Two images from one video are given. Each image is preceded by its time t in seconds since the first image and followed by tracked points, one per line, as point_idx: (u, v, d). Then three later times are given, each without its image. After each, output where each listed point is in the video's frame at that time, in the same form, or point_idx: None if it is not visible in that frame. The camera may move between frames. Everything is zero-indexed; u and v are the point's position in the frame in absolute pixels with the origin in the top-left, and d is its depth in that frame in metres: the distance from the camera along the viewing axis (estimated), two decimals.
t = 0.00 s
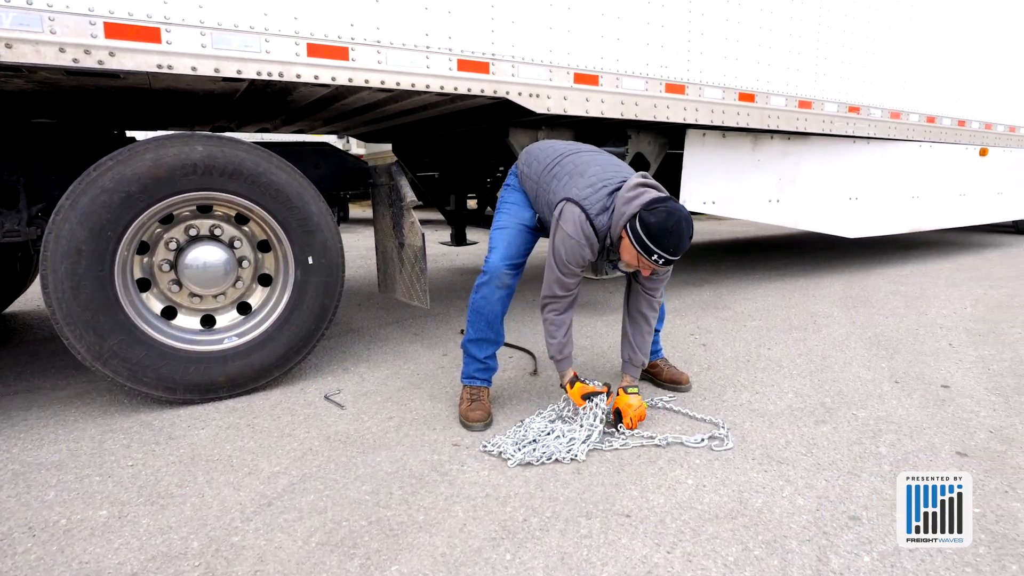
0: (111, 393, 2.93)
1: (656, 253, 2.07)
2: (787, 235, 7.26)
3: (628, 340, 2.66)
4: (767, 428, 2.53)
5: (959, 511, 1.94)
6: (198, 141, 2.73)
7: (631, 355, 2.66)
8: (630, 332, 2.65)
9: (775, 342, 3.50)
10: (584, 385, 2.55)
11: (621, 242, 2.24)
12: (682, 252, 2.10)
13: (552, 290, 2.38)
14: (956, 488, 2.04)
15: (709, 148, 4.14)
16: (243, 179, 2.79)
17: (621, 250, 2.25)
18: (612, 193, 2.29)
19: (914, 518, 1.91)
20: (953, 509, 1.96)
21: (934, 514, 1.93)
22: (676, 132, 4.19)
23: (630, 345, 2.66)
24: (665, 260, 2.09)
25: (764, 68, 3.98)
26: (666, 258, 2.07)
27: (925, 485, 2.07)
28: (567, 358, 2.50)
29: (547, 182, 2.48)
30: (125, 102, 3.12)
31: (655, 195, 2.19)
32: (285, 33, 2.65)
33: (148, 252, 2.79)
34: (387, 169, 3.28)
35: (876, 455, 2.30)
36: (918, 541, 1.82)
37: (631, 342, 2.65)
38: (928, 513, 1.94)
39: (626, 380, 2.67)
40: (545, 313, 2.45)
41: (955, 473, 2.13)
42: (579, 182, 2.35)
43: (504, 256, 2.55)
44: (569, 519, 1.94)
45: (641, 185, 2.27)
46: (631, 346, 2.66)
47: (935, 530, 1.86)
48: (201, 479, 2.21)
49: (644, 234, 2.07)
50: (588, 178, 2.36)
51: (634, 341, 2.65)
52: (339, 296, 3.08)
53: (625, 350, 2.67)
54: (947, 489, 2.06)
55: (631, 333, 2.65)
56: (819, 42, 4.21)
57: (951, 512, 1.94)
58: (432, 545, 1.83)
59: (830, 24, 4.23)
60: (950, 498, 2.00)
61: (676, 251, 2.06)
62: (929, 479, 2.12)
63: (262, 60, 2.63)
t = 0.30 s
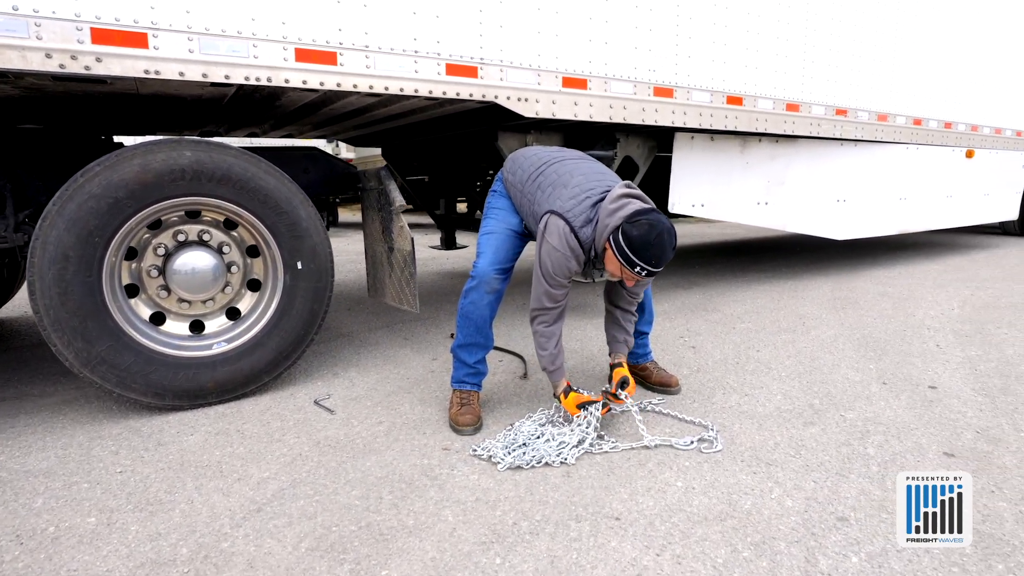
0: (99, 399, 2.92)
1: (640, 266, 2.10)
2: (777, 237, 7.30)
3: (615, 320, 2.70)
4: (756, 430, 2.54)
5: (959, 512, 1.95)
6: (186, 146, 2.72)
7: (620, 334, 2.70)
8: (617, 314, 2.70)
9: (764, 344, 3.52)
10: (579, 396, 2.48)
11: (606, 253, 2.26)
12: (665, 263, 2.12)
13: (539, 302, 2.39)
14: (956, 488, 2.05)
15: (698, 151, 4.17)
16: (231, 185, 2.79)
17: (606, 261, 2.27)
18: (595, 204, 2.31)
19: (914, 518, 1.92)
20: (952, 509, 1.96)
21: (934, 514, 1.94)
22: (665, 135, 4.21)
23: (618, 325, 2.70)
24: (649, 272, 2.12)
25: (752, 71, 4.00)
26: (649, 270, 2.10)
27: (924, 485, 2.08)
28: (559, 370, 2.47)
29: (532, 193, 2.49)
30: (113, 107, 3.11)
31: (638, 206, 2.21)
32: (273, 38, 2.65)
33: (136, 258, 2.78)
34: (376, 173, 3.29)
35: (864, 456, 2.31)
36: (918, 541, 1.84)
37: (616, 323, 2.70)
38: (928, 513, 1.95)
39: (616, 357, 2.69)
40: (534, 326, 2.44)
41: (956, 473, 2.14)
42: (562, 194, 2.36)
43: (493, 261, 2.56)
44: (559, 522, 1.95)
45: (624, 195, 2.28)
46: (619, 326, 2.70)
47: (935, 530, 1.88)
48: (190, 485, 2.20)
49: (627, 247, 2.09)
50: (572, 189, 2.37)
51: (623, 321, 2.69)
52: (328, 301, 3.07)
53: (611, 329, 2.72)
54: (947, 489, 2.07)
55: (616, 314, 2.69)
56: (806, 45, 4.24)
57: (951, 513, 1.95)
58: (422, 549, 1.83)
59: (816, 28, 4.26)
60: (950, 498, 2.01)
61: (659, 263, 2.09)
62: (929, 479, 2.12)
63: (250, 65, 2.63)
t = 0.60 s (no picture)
0: (89, 405, 2.92)
1: (631, 258, 2.12)
2: (768, 239, 7.34)
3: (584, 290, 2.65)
4: (746, 432, 2.54)
5: (958, 512, 1.94)
6: (176, 152, 2.72)
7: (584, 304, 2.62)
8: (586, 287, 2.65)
9: (753, 346, 3.54)
10: (566, 379, 2.41)
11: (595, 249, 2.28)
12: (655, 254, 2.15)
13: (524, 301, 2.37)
14: (956, 488, 2.05)
15: (687, 154, 4.19)
16: (220, 190, 2.79)
17: (596, 257, 2.30)
18: (581, 202, 2.34)
19: (914, 518, 1.93)
20: (952, 509, 1.95)
21: (933, 514, 1.94)
22: (655, 138, 4.24)
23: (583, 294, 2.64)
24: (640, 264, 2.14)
25: (740, 75, 4.03)
26: (641, 262, 2.12)
27: (925, 485, 2.09)
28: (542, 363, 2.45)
29: (516, 195, 2.51)
30: (102, 113, 3.11)
31: (624, 201, 2.25)
32: (262, 43, 2.65)
33: (126, 263, 2.78)
34: (365, 178, 3.29)
35: (854, 457, 2.32)
36: (918, 541, 1.84)
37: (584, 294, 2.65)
38: (928, 513, 1.95)
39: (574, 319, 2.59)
40: (511, 323, 2.40)
41: (956, 473, 2.14)
42: (548, 194, 2.39)
43: (483, 270, 2.57)
44: (549, 526, 1.94)
45: (608, 192, 2.32)
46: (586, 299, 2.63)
47: (935, 530, 1.88)
48: (180, 491, 2.20)
49: (618, 240, 2.12)
50: (556, 189, 2.40)
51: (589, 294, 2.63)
52: (318, 305, 3.08)
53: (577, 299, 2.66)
54: (947, 489, 2.07)
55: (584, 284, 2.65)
56: (794, 48, 4.28)
57: (951, 512, 1.94)
58: (412, 554, 1.83)
59: (804, 31, 4.29)
60: (950, 498, 2.00)
61: (650, 255, 2.12)
62: (930, 479, 2.13)
63: (239, 70, 2.63)
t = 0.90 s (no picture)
0: (82, 412, 2.92)
1: (624, 205, 2.13)
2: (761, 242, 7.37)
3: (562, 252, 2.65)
4: (738, 435, 2.55)
5: (958, 511, 1.97)
6: (167, 157, 2.72)
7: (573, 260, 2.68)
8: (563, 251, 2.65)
9: (746, 349, 3.56)
10: (540, 323, 2.46)
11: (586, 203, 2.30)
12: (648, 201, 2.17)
13: (512, 250, 2.39)
14: (956, 488, 2.08)
15: (678, 157, 4.21)
16: (212, 195, 2.79)
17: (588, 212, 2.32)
18: (568, 161, 2.38)
19: (914, 518, 1.94)
20: (952, 509, 1.98)
21: (934, 513, 1.95)
22: (646, 142, 4.26)
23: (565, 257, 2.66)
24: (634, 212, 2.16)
25: (731, 78, 4.05)
26: (634, 210, 2.14)
27: (925, 485, 2.11)
28: (522, 306, 2.50)
29: (502, 165, 2.56)
30: (94, 119, 3.11)
31: (611, 153, 2.28)
32: (254, 49, 2.66)
33: (117, 269, 2.77)
34: (357, 183, 3.30)
35: (846, 460, 2.33)
36: (918, 541, 1.85)
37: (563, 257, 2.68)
38: (928, 512, 1.96)
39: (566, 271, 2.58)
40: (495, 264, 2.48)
41: (955, 474, 2.18)
42: (534, 158, 2.43)
43: (470, 270, 2.58)
44: (542, 530, 1.94)
45: (594, 148, 2.36)
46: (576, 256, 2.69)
47: (935, 530, 1.89)
48: (172, 497, 2.20)
49: (610, 189, 2.14)
50: (542, 152, 2.44)
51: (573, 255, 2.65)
52: (311, 310, 3.08)
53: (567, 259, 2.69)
54: (947, 489, 2.10)
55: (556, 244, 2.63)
56: (784, 52, 4.31)
57: (951, 513, 1.96)
58: (406, 559, 1.83)
59: (793, 35, 4.32)
60: (950, 498, 2.02)
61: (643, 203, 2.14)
62: (930, 479, 2.15)
63: (231, 76, 2.63)
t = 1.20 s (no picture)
0: (76, 417, 2.92)
1: (618, 131, 2.21)
2: (755, 243, 7.40)
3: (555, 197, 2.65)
4: (733, 437, 2.56)
5: (958, 511, 1.97)
6: (161, 162, 2.72)
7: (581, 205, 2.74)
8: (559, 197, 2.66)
9: (740, 351, 3.57)
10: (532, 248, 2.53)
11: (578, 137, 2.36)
12: (640, 129, 2.25)
13: (501, 184, 2.41)
14: (956, 488, 2.07)
15: (672, 159, 4.22)
16: (207, 200, 2.79)
17: (581, 145, 2.38)
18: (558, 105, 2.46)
19: (914, 518, 1.95)
20: (952, 509, 1.98)
21: (934, 514, 1.96)
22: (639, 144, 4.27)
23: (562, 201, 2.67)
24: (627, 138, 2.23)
25: (723, 81, 4.07)
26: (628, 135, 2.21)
27: (925, 486, 2.10)
28: (513, 235, 2.52)
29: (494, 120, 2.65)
30: (87, 124, 3.11)
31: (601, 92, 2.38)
32: (247, 54, 2.66)
33: (112, 274, 2.77)
34: (351, 186, 3.31)
35: (840, 462, 2.34)
36: (919, 541, 1.87)
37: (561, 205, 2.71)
38: (928, 512, 1.97)
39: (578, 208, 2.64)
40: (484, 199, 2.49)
41: (955, 473, 2.17)
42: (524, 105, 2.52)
43: (472, 272, 2.62)
44: (538, 534, 1.95)
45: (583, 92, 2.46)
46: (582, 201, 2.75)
47: (935, 530, 1.91)
48: (168, 502, 2.20)
49: (604, 114, 2.21)
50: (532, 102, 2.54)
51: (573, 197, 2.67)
52: (305, 314, 3.08)
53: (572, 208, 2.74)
54: (948, 489, 2.09)
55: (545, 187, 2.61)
56: (776, 54, 4.33)
57: (951, 512, 1.97)
58: (402, 563, 1.83)
59: (785, 37, 4.35)
60: (950, 498, 2.02)
61: (636, 131, 2.23)
62: (929, 479, 2.16)
63: (224, 81, 2.64)
